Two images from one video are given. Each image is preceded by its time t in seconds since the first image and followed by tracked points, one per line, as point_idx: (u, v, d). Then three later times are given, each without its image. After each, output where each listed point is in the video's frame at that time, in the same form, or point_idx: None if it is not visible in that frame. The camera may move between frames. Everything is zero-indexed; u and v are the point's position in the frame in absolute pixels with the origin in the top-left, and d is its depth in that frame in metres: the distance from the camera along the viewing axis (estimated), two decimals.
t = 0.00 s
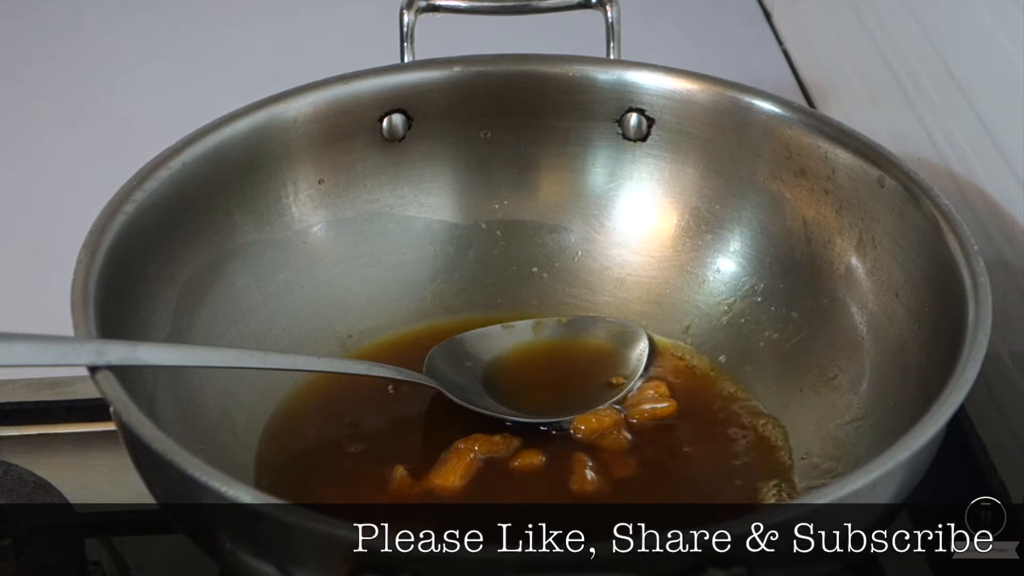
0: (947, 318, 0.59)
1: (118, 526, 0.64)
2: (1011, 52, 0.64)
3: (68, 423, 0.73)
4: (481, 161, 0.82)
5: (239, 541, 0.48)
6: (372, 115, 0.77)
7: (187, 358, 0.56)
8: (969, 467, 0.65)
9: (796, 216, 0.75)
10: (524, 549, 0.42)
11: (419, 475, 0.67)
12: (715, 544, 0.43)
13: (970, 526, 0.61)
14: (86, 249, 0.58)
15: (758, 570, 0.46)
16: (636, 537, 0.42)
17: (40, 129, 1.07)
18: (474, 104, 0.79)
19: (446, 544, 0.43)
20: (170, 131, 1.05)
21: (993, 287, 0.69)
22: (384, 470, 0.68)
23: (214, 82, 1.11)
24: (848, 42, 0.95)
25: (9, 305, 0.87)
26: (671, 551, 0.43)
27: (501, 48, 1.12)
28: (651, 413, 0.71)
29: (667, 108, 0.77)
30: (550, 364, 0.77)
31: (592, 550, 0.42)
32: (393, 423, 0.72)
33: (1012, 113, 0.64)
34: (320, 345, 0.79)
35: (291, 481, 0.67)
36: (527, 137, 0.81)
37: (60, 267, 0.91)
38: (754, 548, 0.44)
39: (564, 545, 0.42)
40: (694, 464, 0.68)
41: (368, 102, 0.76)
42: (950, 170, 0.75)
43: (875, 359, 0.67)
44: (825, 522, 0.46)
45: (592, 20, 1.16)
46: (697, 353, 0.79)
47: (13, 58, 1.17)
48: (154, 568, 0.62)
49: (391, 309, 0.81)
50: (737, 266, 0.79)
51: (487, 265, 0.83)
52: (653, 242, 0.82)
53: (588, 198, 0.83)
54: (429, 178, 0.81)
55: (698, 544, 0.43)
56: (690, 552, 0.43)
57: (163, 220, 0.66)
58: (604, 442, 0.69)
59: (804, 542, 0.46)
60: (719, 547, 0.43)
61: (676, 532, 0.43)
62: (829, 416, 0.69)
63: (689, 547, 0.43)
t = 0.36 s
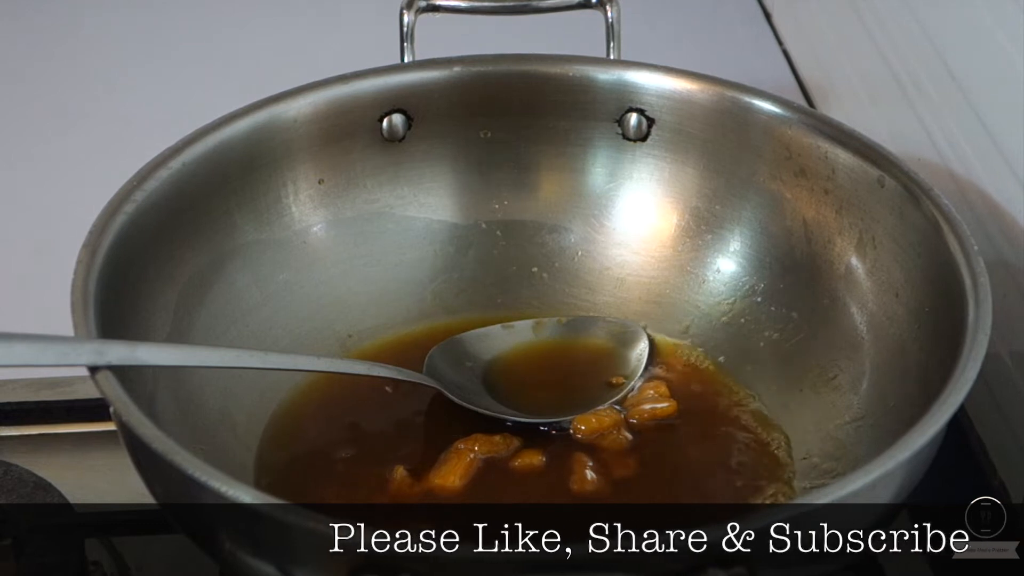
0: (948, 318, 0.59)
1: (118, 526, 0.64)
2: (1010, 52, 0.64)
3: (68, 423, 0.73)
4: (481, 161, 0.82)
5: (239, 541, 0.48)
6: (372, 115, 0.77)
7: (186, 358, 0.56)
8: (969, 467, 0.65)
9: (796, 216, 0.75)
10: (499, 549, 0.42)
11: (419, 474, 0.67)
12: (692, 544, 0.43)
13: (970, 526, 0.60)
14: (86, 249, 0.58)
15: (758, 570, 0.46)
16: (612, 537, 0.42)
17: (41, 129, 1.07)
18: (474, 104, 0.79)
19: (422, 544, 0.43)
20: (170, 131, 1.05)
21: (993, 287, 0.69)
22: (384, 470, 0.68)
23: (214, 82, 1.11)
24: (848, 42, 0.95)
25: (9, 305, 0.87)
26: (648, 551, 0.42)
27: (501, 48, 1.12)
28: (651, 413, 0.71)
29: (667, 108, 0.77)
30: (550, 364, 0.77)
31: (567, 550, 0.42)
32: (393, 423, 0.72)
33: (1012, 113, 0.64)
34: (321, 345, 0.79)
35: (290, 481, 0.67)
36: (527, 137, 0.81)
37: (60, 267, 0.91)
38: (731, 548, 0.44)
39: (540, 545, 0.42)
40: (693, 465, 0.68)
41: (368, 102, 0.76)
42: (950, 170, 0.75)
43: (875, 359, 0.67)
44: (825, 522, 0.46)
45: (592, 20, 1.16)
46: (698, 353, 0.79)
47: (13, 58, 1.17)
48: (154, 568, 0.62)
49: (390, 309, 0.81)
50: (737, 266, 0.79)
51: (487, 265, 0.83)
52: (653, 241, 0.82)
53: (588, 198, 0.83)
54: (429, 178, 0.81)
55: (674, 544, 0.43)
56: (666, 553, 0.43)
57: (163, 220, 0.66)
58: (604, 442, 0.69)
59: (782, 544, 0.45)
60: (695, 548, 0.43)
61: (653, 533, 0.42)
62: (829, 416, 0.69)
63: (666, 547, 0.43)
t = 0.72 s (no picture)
0: (948, 318, 0.59)
1: (118, 526, 0.64)
2: (1010, 52, 0.64)
3: (68, 423, 0.73)
4: (481, 161, 0.82)
5: (239, 541, 0.48)
6: (372, 115, 0.77)
7: (187, 358, 0.56)
8: (969, 467, 0.65)
9: (796, 216, 0.75)
10: (475, 549, 0.42)
11: (419, 474, 0.67)
12: (668, 544, 0.42)
13: (970, 526, 0.60)
14: (86, 249, 0.58)
15: (758, 570, 0.46)
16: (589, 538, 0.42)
17: (41, 129, 1.07)
18: (474, 104, 0.79)
19: (398, 545, 0.43)
20: (170, 130, 1.05)
21: (993, 287, 0.69)
22: (385, 470, 0.68)
23: (214, 82, 1.11)
24: (848, 42, 0.95)
25: (9, 305, 0.87)
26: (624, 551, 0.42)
27: (501, 48, 1.12)
28: (651, 413, 0.71)
29: (667, 108, 0.77)
30: (549, 364, 0.77)
31: (543, 550, 0.42)
32: (392, 424, 0.72)
33: (1012, 113, 0.64)
34: (321, 345, 0.79)
35: (290, 481, 0.67)
36: (527, 137, 0.81)
37: (60, 267, 0.91)
38: (707, 548, 0.43)
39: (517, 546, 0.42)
40: (694, 465, 0.68)
41: (368, 102, 0.76)
42: (950, 170, 0.75)
43: (875, 359, 0.67)
44: (825, 522, 0.46)
45: (592, 20, 1.16)
46: (698, 353, 0.79)
47: (13, 58, 1.17)
48: (154, 568, 0.62)
49: (390, 309, 0.81)
50: (737, 266, 0.79)
51: (487, 265, 0.83)
52: (653, 242, 0.82)
53: (588, 198, 0.83)
54: (429, 177, 0.81)
55: (650, 543, 0.42)
56: (642, 553, 0.42)
57: (163, 220, 0.66)
58: (604, 442, 0.69)
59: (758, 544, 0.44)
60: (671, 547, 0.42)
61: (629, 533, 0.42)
62: (829, 416, 0.69)
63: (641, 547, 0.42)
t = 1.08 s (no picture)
0: (948, 318, 0.59)
1: (118, 526, 0.64)
2: (1010, 52, 0.64)
3: (68, 423, 0.73)
4: (481, 161, 0.82)
5: (239, 540, 0.48)
6: (372, 115, 0.77)
7: (187, 358, 0.56)
8: (969, 467, 0.65)
9: (796, 216, 0.75)
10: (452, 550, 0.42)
11: (419, 474, 0.67)
12: (644, 544, 0.42)
13: (970, 526, 0.60)
14: (86, 249, 0.58)
15: (758, 570, 0.46)
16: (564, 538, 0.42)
17: (40, 129, 1.07)
18: (474, 104, 0.79)
19: (374, 544, 0.43)
20: (170, 130, 1.05)
21: (993, 287, 0.69)
22: (385, 470, 0.68)
23: (214, 82, 1.11)
24: (848, 42, 0.95)
25: (9, 305, 0.87)
26: (599, 551, 0.42)
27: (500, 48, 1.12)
28: (650, 413, 0.71)
29: (667, 108, 0.77)
30: (549, 364, 0.77)
31: (519, 550, 0.42)
32: (393, 424, 0.72)
33: (1012, 113, 0.64)
34: (321, 345, 0.79)
35: (290, 481, 0.67)
36: (527, 137, 0.81)
37: (60, 266, 0.91)
38: (683, 548, 0.43)
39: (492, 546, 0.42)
40: (694, 465, 0.68)
41: (368, 102, 0.76)
42: (950, 170, 0.75)
43: (875, 359, 0.67)
44: (825, 522, 0.46)
45: (591, 20, 1.16)
46: (698, 353, 0.79)
47: (13, 58, 1.17)
48: (154, 568, 0.62)
49: (390, 309, 0.81)
50: (737, 266, 0.79)
51: (487, 265, 0.83)
52: (653, 242, 0.82)
53: (588, 198, 0.83)
54: (429, 177, 0.81)
55: (626, 543, 0.42)
56: (618, 553, 0.42)
57: (163, 220, 0.66)
58: (604, 442, 0.69)
59: (735, 544, 0.44)
60: (647, 547, 0.42)
61: (605, 533, 0.42)
62: (829, 416, 0.69)
63: (617, 547, 0.42)
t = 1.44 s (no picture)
0: (948, 317, 0.59)
1: (118, 526, 0.64)
2: (1010, 52, 0.64)
3: (68, 423, 0.73)
4: (481, 161, 0.82)
5: (240, 540, 0.48)
6: (372, 115, 0.77)
7: (187, 358, 0.56)
8: (969, 467, 0.65)
9: (796, 216, 0.75)
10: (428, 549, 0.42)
11: (419, 474, 0.67)
12: (620, 544, 0.42)
13: (970, 526, 0.60)
14: (86, 249, 0.58)
15: (758, 570, 0.46)
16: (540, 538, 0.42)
17: (41, 129, 1.07)
18: (474, 104, 0.79)
19: (351, 544, 0.43)
20: (170, 130, 1.05)
21: (993, 287, 0.69)
22: (385, 470, 0.68)
23: (214, 82, 1.11)
24: (848, 42, 0.95)
25: (9, 305, 0.87)
26: (575, 551, 0.42)
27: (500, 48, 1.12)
28: (651, 413, 0.71)
29: (667, 108, 0.77)
30: (549, 364, 0.77)
31: (495, 550, 0.42)
32: (394, 424, 0.72)
33: (1012, 113, 0.64)
34: (321, 345, 0.79)
35: (290, 481, 0.67)
36: (527, 137, 0.81)
37: (61, 266, 0.91)
38: (659, 548, 0.42)
39: (468, 545, 0.42)
40: (693, 465, 0.68)
41: (368, 102, 0.76)
42: (950, 170, 0.75)
43: (875, 359, 0.67)
44: (825, 522, 0.46)
45: (592, 20, 1.16)
46: (698, 353, 0.79)
47: (14, 58, 1.17)
48: (155, 568, 0.62)
49: (391, 309, 0.81)
50: (737, 266, 0.79)
51: (487, 265, 0.83)
52: (653, 242, 0.82)
53: (588, 198, 0.83)
54: (429, 177, 0.81)
55: (601, 543, 0.42)
56: (596, 553, 0.42)
57: (163, 220, 0.66)
58: (604, 442, 0.69)
59: (712, 544, 0.43)
60: (623, 547, 0.42)
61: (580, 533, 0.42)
62: (829, 416, 0.69)
63: (593, 547, 0.42)
